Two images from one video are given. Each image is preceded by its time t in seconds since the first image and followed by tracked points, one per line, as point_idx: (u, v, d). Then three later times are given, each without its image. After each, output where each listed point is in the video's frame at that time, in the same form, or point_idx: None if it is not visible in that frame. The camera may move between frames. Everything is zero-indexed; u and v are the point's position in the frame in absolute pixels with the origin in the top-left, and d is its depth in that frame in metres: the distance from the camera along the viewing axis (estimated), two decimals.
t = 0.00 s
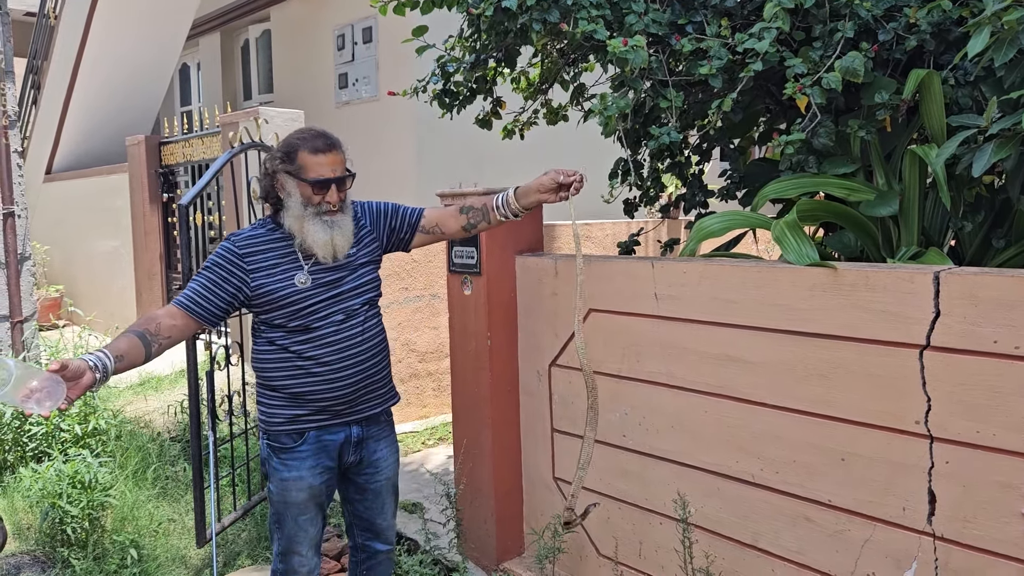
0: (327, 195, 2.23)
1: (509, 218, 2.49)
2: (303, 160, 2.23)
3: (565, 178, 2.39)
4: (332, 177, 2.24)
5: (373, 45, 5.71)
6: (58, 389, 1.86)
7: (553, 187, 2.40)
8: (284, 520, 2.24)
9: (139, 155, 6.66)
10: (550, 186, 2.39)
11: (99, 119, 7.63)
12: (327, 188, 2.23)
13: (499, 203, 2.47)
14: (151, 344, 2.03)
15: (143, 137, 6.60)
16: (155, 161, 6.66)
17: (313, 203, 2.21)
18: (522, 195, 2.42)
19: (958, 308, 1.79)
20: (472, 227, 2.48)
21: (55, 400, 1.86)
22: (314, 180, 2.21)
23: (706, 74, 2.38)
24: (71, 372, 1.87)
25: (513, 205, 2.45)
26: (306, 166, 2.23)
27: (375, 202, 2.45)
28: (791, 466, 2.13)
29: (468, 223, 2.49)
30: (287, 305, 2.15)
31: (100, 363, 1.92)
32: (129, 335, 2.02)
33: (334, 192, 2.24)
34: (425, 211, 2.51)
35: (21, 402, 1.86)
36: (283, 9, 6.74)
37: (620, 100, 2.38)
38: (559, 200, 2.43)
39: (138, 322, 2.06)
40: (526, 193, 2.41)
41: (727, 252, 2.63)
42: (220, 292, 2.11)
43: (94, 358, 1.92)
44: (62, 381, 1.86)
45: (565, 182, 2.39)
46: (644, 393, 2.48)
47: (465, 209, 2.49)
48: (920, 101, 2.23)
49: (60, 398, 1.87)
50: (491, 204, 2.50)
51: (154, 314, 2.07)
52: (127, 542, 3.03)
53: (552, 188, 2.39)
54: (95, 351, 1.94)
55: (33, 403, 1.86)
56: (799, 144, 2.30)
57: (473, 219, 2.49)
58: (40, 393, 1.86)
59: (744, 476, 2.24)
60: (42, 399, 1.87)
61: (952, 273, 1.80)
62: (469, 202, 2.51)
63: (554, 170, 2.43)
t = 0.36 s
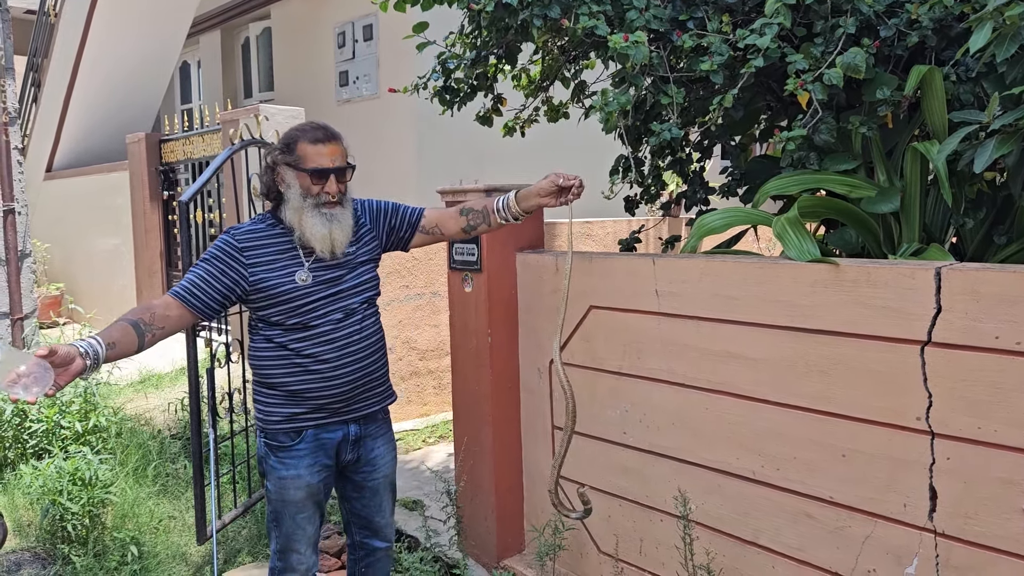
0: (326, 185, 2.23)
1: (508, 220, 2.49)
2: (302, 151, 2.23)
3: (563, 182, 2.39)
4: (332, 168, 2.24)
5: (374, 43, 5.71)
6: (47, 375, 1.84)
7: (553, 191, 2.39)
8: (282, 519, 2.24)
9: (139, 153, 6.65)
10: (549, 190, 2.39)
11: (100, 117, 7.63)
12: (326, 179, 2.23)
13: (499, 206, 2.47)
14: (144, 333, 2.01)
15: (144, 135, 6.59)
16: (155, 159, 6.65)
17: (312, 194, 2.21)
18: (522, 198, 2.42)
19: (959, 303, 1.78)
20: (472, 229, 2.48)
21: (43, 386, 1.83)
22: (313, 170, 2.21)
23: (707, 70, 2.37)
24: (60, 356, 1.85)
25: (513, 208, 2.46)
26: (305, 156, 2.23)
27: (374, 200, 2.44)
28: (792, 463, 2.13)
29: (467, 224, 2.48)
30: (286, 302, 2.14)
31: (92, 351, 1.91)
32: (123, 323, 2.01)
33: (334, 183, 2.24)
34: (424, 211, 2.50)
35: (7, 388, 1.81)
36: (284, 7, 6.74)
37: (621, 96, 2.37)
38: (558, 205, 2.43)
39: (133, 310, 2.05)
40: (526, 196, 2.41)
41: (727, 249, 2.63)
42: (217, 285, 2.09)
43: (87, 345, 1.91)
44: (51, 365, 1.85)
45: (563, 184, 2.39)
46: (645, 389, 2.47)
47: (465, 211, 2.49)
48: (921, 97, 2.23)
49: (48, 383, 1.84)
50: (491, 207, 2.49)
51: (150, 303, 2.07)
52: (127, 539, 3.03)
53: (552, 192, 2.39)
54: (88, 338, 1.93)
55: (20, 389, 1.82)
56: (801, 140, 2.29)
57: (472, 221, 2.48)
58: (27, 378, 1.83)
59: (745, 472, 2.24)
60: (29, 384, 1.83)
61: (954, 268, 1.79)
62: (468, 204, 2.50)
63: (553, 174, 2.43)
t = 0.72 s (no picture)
0: (328, 183, 2.23)
1: (510, 222, 2.51)
2: (304, 149, 2.23)
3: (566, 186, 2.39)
4: (334, 165, 2.24)
5: (376, 41, 5.71)
6: (48, 370, 1.84)
7: (555, 195, 2.40)
8: (283, 518, 2.24)
9: (141, 151, 6.66)
10: (553, 194, 2.40)
11: (103, 115, 7.64)
12: (328, 177, 2.23)
13: (502, 208, 2.50)
14: (144, 328, 2.01)
15: (146, 133, 6.60)
16: (158, 157, 6.66)
17: (315, 192, 2.21)
18: (525, 201, 2.45)
19: (962, 303, 1.78)
20: (474, 231, 2.50)
21: (44, 379, 1.83)
22: (314, 168, 2.22)
23: (710, 69, 2.37)
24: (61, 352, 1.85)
25: (515, 211, 2.48)
26: (307, 153, 2.23)
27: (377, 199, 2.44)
28: (794, 462, 2.13)
29: (469, 225, 2.49)
30: (288, 300, 2.15)
31: (93, 345, 1.92)
32: (124, 318, 2.01)
33: (336, 181, 2.24)
34: (427, 211, 2.50)
35: (7, 382, 1.79)
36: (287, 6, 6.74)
37: (623, 95, 2.37)
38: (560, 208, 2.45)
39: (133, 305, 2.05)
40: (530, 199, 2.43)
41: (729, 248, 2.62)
42: (219, 282, 2.10)
43: (88, 339, 1.92)
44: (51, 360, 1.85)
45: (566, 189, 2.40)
46: (647, 388, 2.47)
47: (468, 212, 2.49)
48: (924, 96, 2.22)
49: (50, 377, 1.84)
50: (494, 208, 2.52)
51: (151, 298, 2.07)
52: (130, 537, 3.04)
53: (554, 196, 2.40)
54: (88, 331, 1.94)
55: (19, 384, 1.80)
56: (803, 139, 2.28)
57: (475, 222, 2.49)
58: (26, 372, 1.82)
59: (747, 472, 2.24)
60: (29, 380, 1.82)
61: (956, 268, 1.79)
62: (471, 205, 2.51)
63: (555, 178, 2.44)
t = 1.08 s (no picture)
0: (330, 178, 2.23)
1: (513, 217, 2.51)
2: (306, 143, 2.23)
3: (569, 184, 2.40)
4: (336, 160, 2.24)
5: (379, 36, 5.70)
6: (49, 364, 1.88)
7: (558, 191, 2.40)
8: (287, 514, 2.25)
9: (144, 145, 6.67)
10: (557, 190, 2.40)
11: (105, 109, 7.64)
12: (330, 171, 2.23)
13: (506, 204, 2.49)
14: (145, 322, 2.02)
15: (148, 128, 6.60)
16: (161, 152, 6.66)
17: (317, 187, 2.21)
18: (528, 197, 2.44)
19: (965, 299, 1.79)
20: (478, 227, 2.49)
21: (44, 374, 1.88)
22: (316, 162, 2.22)
23: (713, 64, 2.37)
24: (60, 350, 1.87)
25: (518, 206, 2.47)
26: (309, 148, 2.23)
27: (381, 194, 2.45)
28: (796, 458, 2.14)
29: (474, 221, 2.49)
30: (292, 296, 2.15)
31: (93, 340, 1.93)
32: (125, 312, 2.02)
33: (338, 175, 2.24)
34: (431, 206, 2.49)
35: (8, 375, 1.85)
36: None
37: (626, 91, 2.37)
38: (563, 204, 2.45)
39: (134, 300, 2.06)
40: (533, 195, 2.43)
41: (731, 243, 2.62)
42: (223, 277, 2.10)
43: (88, 335, 1.93)
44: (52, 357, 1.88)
45: (569, 185, 2.40)
46: (649, 384, 2.48)
47: (472, 208, 2.49)
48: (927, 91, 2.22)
49: (50, 371, 1.88)
50: (498, 203, 2.51)
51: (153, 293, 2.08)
52: (134, 531, 3.05)
53: (555, 192, 2.40)
54: (92, 326, 1.95)
55: (20, 377, 1.86)
56: (806, 135, 2.28)
57: (478, 218, 2.49)
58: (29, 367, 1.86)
59: (749, 467, 2.25)
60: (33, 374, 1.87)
61: (959, 264, 1.79)
62: (474, 201, 2.50)
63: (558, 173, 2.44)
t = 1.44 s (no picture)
0: (343, 180, 2.23)
1: (512, 204, 2.49)
2: (321, 143, 2.20)
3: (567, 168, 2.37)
4: (351, 162, 2.24)
5: (379, 27, 5.67)
6: (44, 356, 1.84)
7: (557, 176, 2.39)
8: (289, 507, 2.26)
9: (144, 137, 6.66)
10: (557, 176, 2.39)
11: (105, 101, 7.63)
12: (344, 173, 2.23)
13: (505, 190, 2.48)
14: (142, 315, 2.02)
15: (149, 120, 6.59)
16: (161, 144, 6.65)
17: (330, 187, 2.21)
18: (526, 182, 2.43)
19: (967, 289, 1.78)
20: (478, 214, 2.49)
21: (38, 366, 1.84)
22: (333, 164, 2.21)
23: (715, 54, 2.36)
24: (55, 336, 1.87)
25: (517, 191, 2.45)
26: (324, 148, 2.21)
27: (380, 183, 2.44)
28: (797, 448, 2.14)
29: (473, 208, 2.49)
30: (290, 287, 2.15)
31: (88, 331, 1.93)
32: (121, 304, 2.02)
33: (351, 177, 2.25)
34: (429, 195, 2.49)
35: (2, 367, 1.79)
36: None
37: (628, 81, 2.36)
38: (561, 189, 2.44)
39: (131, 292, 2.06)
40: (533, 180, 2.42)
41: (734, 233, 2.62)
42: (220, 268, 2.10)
43: (84, 326, 1.93)
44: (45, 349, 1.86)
45: (567, 171, 2.38)
46: (650, 375, 2.48)
47: (471, 195, 2.48)
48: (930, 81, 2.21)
49: (44, 363, 1.85)
50: (497, 190, 2.50)
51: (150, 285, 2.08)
52: (136, 522, 3.06)
53: (554, 177, 2.39)
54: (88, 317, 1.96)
55: (14, 370, 1.81)
56: (808, 125, 2.28)
57: (478, 205, 2.49)
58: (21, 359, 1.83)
59: (750, 457, 2.25)
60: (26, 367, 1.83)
61: (962, 254, 1.79)
62: (473, 189, 2.50)
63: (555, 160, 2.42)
